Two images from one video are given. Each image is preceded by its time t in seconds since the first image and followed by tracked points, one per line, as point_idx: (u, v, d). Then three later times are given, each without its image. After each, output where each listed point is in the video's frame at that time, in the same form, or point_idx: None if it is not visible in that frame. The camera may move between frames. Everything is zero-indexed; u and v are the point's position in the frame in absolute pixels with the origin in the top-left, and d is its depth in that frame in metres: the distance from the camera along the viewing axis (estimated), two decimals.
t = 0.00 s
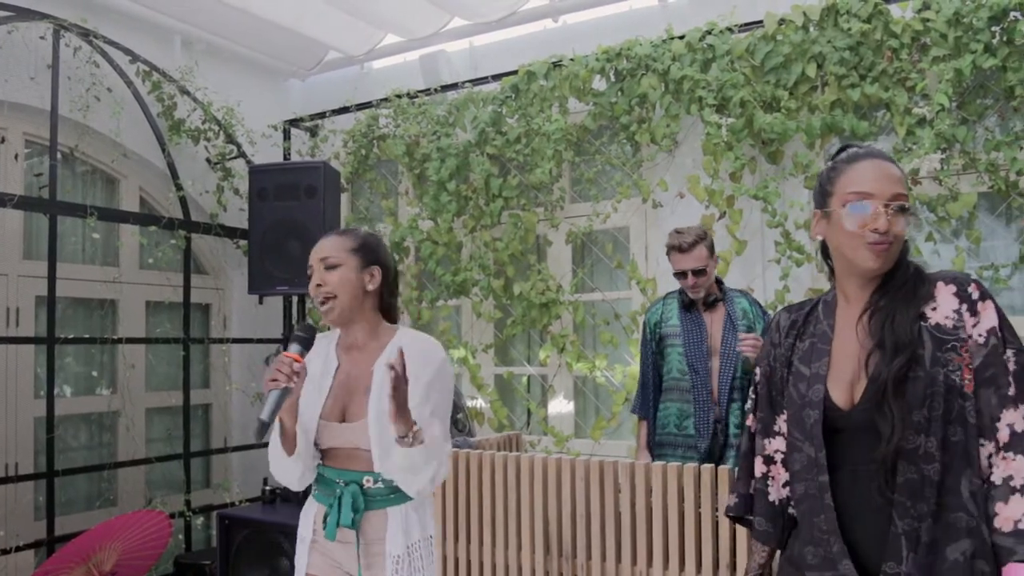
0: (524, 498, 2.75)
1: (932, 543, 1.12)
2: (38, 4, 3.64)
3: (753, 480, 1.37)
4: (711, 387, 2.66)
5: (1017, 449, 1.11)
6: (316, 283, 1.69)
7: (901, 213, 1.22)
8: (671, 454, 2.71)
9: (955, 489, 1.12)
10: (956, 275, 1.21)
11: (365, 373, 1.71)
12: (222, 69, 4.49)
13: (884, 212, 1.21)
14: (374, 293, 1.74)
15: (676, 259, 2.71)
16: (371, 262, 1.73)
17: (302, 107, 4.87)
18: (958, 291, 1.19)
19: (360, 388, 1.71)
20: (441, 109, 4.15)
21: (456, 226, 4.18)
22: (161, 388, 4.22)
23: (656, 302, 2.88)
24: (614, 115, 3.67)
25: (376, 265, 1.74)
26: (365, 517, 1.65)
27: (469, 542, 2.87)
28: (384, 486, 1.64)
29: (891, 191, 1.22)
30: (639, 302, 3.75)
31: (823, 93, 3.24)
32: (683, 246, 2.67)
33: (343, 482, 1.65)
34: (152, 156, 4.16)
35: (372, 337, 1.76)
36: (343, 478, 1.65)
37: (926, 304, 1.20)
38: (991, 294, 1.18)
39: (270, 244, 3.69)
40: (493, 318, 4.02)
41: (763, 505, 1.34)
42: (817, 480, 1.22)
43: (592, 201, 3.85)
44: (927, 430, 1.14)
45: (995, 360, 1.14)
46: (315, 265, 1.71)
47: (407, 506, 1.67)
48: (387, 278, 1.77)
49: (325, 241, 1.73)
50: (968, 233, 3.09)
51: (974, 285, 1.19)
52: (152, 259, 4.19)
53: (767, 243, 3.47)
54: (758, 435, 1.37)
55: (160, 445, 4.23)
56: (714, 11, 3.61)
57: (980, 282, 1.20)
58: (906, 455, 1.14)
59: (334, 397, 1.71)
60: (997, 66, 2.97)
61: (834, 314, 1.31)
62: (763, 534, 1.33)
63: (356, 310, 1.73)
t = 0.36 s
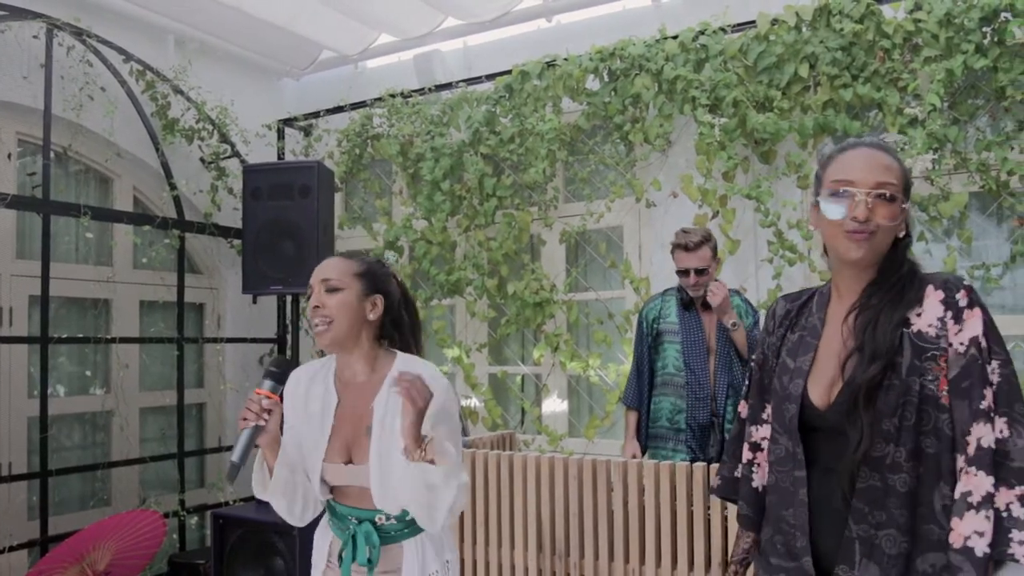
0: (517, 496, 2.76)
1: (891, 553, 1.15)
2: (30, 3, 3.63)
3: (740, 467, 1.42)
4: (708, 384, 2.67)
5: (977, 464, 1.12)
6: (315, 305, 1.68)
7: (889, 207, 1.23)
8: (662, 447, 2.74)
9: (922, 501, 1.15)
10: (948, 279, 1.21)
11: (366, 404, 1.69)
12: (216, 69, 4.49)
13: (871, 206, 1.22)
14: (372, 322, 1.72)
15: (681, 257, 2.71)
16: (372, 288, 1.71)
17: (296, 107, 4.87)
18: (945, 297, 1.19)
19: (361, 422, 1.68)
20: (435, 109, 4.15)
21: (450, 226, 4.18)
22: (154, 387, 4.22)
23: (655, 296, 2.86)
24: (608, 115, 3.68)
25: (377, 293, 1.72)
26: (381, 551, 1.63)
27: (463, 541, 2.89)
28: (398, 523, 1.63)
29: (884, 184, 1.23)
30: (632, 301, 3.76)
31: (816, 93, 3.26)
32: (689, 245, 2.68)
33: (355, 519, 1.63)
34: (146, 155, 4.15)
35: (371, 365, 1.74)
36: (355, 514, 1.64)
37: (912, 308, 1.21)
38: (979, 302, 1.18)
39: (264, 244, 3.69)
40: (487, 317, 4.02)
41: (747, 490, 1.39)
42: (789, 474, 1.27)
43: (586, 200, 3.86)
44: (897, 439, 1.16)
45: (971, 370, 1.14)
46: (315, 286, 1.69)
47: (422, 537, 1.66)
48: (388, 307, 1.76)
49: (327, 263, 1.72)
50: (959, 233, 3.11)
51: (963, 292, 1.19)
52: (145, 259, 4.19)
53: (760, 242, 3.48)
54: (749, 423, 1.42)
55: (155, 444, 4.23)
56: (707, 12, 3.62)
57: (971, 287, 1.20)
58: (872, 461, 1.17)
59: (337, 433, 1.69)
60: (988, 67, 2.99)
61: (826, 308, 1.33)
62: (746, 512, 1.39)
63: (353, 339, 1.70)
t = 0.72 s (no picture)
0: (508, 496, 2.77)
1: (842, 552, 1.15)
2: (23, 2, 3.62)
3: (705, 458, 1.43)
4: (698, 385, 2.69)
5: (956, 481, 1.13)
6: (303, 348, 1.72)
7: (851, 205, 1.24)
8: (651, 444, 2.74)
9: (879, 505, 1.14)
10: (925, 292, 1.22)
11: (357, 447, 1.72)
12: (209, 68, 4.48)
13: (830, 203, 1.24)
14: (361, 366, 1.75)
15: (678, 261, 2.70)
16: (361, 332, 1.75)
17: (289, 106, 4.87)
18: (923, 310, 1.19)
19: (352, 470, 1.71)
20: (428, 108, 4.16)
21: (443, 225, 4.18)
22: (146, 387, 4.21)
23: (648, 295, 2.88)
24: (600, 115, 3.69)
25: (366, 337, 1.76)
26: None
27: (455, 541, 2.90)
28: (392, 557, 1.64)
29: (845, 184, 1.24)
30: (625, 301, 3.77)
31: (808, 93, 3.27)
32: (688, 249, 2.69)
33: (349, 554, 1.65)
34: (138, 154, 4.15)
35: (361, 409, 1.76)
36: (349, 548, 1.65)
37: (889, 317, 1.21)
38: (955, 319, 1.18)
39: (256, 243, 3.69)
40: (480, 317, 4.03)
41: (707, 482, 1.40)
42: (746, 466, 1.27)
43: (579, 200, 3.87)
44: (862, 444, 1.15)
45: (946, 385, 1.15)
46: (305, 330, 1.74)
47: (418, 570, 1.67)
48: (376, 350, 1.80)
49: (316, 306, 1.76)
50: (950, 233, 3.12)
51: (941, 308, 1.19)
52: (137, 258, 4.18)
53: (752, 242, 3.50)
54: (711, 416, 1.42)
55: (147, 444, 4.22)
56: (699, 12, 3.63)
57: (945, 303, 1.21)
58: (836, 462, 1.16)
59: (330, 478, 1.72)
60: (979, 67, 3.00)
61: (796, 307, 1.33)
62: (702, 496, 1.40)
63: (343, 382, 1.74)
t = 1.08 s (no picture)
0: (499, 496, 2.82)
1: (739, 534, 1.34)
2: None
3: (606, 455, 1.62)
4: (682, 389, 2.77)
5: (877, 464, 1.35)
6: (312, 286, 1.72)
7: (746, 220, 1.47)
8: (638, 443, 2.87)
9: (776, 493, 1.35)
10: (814, 300, 1.45)
11: (354, 367, 1.77)
12: (200, 67, 4.47)
13: (723, 215, 1.46)
14: (365, 292, 1.79)
15: (665, 262, 2.71)
16: (364, 261, 1.77)
17: (280, 105, 4.86)
18: (814, 315, 1.42)
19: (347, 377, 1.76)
20: (419, 107, 4.16)
21: (434, 224, 4.18)
22: (137, 386, 4.20)
23: (637, 295, 2.89)
24: (592, 114, 3.69)
25: (368, 264, 1.79)
26: (356, 513, 1.68)
27: (446, 540, 2.95)
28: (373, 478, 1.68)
29: (740, 202, 1.47)
30: (616, 300, 3.77)
31: (798, 93, 3.28)
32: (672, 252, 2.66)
33: (330, 477, 1.68)
34: (129, 153, 4.13)
35: (363, 330, 1.82)
36: (330, 473, 1.69)
37: (784, 322, 1.43)
38: (842, 322, 1.42)
39: (248, 242, 3.68)
40: (471, 316, 4.02)
41: (609, 476, 1.59)
42: (653, 462, 1.45)
43: (570, 199, 3.87)
44: (757, 437, 1.36)
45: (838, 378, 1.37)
46: (310, 267, 1.73)
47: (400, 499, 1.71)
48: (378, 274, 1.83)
49: (317, 241, 1.74)
50: (939, 232, 3.13)
51: (829, 312, 1.43)
52: (128, 257, 4.16)
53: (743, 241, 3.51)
54: (619, 414, 1.62)
55: (138, 443, 4.21)
56: (690, 12, 3.64)
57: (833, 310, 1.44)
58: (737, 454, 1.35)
59: (320, 382, 1.77)
60: (968, 68, 3.02)
61: (700, 313, 1.54)
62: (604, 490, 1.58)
63: (349, 313, 1.78)
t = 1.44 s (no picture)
0: (491, 497, 2.83)
1: (716, 521, 1.48)
2: None
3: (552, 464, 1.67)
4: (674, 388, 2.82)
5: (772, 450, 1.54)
6: (303, 273, 1.73)
7: (671, 219, 1.62)
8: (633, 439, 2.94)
9: (741, 477, 1.51)
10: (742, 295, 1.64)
11: (343, 375, 1.76)
12: (192, 65, 4.45)
13: (654, 217, 1.60)
14: (357, 288, 1.80)
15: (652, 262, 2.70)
16: (356, 257, 1.79)
17: (272, 104, 4.85)
18: (747, 308, 1.61)
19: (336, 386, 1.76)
20: (412, 106, 4.15)
21: (427, 223, 4.17)
22: (129, 386, 4.19)
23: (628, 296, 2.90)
24: (585, 113, 3.69)
25: (360, 261, 1.80)
26: (351, 512, 1.68)
27: (440, 540, 2.96)
28: (367, 480, 1.67)
29: (665, 205, 1.62)
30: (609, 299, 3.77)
31: (791, 93, 3.28)
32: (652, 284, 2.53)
33: (324, 480, 1.68)
34: (120, 151, 4.11)
35: (350, 332, 1.82)
36: (325, 475, 1.69)
37: (724, 315, 1.60)
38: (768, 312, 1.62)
39: (240, 241, 3.67)
40: (464, 316, 4.02)
41: (560, 488, 1.63)
42: (625, 465, 1.53)
43: (563, 198, 3.88)
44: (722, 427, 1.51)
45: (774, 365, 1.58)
46: (303, 254, 1.75)
47: (393, 500, 1.70)
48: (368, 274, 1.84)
49: (312, 231, 1.77)
50: (931, 231, 3.14)
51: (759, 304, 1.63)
52: (120, 256, 4.15)
53: (736, 240, 3.51)
54: (561, 425, 1.67)
55: (130, 443, 4.20)
56: (683, 11, 3.64)
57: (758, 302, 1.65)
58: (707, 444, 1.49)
59: (310, 396, 1.76)
60: (960, 67, 3.03)
61: (636, 315, 1.66)
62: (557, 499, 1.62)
63: (341, 304, 1.78)
